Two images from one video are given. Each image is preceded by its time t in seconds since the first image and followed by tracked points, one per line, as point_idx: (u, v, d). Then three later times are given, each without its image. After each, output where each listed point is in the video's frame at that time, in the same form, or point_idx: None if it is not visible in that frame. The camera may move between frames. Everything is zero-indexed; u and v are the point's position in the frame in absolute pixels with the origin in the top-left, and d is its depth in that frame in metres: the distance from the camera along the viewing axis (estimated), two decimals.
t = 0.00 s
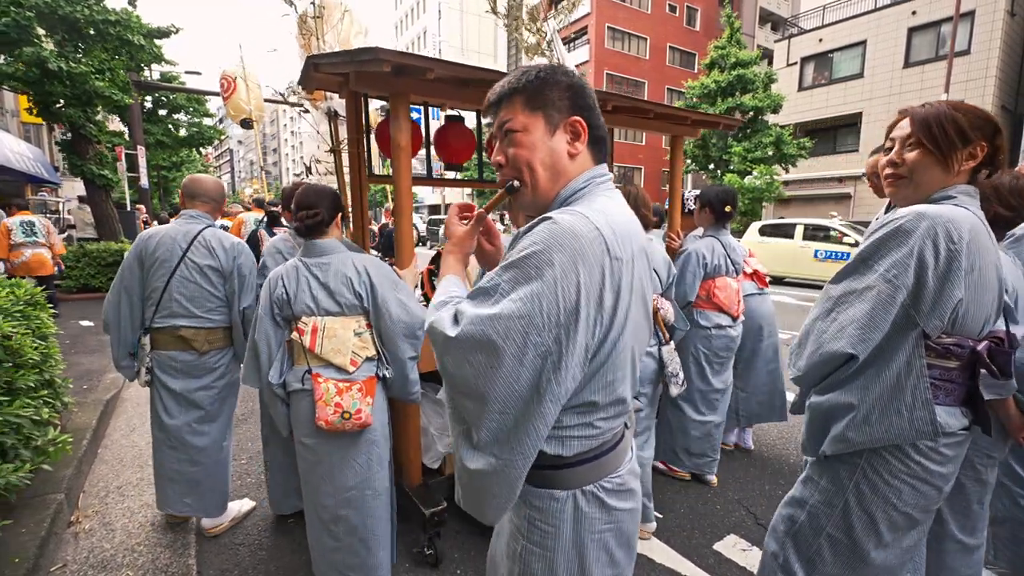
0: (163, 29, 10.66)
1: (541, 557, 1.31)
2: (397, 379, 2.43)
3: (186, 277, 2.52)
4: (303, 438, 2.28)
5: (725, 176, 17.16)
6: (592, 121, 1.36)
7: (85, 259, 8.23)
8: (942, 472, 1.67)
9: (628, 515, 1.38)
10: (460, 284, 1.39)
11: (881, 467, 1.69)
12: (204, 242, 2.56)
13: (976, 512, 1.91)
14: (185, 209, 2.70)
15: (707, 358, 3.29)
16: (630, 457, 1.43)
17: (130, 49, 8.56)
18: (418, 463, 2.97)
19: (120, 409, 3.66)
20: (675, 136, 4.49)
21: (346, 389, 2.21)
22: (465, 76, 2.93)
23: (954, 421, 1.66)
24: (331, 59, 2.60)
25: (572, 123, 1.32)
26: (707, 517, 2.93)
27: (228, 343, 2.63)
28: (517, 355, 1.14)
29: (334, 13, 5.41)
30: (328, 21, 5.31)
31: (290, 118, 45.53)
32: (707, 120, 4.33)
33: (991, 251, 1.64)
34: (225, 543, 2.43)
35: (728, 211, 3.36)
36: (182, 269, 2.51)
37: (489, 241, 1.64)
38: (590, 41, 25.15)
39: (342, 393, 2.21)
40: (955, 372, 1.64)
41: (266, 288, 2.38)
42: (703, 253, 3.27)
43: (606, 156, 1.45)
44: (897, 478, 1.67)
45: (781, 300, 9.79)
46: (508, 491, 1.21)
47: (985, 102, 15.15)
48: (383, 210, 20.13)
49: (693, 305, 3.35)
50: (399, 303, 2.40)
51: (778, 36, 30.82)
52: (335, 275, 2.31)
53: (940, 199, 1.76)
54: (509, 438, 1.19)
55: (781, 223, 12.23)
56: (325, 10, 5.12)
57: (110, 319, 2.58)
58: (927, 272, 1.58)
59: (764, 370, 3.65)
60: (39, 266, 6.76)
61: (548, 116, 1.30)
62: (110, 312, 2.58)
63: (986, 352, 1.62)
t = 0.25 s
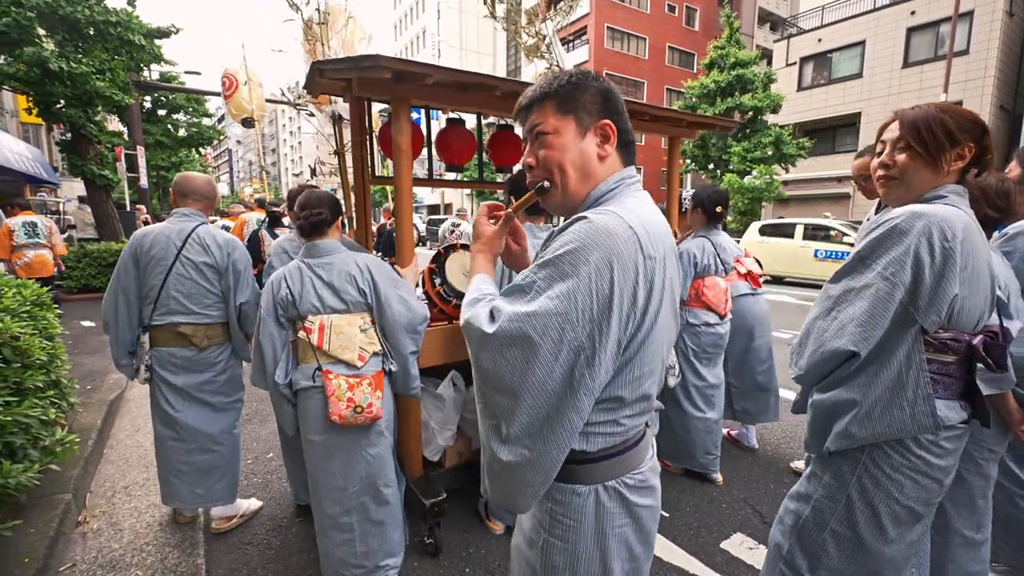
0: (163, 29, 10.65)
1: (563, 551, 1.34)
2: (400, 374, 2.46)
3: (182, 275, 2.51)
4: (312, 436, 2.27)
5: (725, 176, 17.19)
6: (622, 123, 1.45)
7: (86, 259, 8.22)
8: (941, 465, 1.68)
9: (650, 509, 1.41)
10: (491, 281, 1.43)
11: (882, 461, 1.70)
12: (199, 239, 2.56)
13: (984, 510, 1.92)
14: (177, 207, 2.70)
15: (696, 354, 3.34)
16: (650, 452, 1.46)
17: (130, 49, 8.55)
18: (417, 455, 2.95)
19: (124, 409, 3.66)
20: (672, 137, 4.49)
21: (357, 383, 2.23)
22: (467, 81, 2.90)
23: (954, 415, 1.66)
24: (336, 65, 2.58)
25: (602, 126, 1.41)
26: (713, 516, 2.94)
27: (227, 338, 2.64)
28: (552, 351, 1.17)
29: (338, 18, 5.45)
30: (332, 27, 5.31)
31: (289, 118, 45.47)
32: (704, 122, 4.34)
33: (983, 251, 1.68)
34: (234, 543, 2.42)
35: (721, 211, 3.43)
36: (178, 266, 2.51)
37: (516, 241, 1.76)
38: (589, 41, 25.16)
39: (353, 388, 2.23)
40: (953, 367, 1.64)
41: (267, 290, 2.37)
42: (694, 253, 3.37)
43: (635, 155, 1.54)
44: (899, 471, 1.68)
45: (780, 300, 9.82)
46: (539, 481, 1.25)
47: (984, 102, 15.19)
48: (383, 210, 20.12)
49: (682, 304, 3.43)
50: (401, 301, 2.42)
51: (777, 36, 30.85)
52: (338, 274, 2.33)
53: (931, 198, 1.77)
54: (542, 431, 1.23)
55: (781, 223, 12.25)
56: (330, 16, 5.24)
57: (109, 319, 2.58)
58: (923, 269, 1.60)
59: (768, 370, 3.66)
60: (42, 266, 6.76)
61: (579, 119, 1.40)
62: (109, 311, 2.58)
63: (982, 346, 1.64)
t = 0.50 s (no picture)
0: (162, 29, 10.63)
1: (575, 539, 1.35)
2: (404, 366, 2.57)
3: (181, 273, 2.56)
4: (327, 429, 2.27)
5: (724, 176, 17.21)
6: (626, 128, 1.46)
7: (86, 259, 8.20)
8: (908, 457, 1.69)
9: (657, 496, 1.43)
10: (503, 278, 1.45)
11: (849, 452, 1.75)
12: (195, 237, 2.60)
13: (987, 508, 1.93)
14: (172, 208, 2.73)
15: (684, 353, 3.36)
16: (656, 439, 1.48)
17: (129, 48, 8.53)
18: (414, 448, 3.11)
19: (126, 409, 3.65)
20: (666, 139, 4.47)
21: (376, 373, 2.30)
22: (464, 85, 2.95)
23: (915, 409, 1.67)
24: (338, 72, 2.61)
25: (606, 132, 1.42)
26: (717, 515, 2.94)
27: (227, 335, 2.69)
28: (561, 339, 1.19)
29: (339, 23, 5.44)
30: (333, 32, 5.27)
31: (287, 117, 45.39)
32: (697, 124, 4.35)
33: (948, 252, 1.69)
34: (237, 543, 2.41)
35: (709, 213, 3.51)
36: (177, 264, 2.55)
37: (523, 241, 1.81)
38: (589, 41, 25.16)
39: (372, 377, 2.29)
40: (914, 363, 1.67)
41: (268, 290, 2.35)
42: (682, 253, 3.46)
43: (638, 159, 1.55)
44: (863, 461, 1.72)
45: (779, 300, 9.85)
46: (550, 467, 1.26)
47: (982, 102, 15.22)
48: (382, 210, 20.11)
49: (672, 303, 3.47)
50: (403, 297, 2.52)
51: (775, 36, 30.88)
52: (345, 270, 2.40)
53: (897, 203, 1.80)
54: (551, 419, 1.24)
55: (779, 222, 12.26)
56: (331, 20, 5.26)
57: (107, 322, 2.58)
58: (881, 272, 1.64)
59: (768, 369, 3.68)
60: (41, 266, 6.74)
61: (584, 123, 1.40)
62: (106, 315, 2.59)
63: (942, 345, 1.63)
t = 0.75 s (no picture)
0: (161, 28, 10.60)
1: (571, 518, 1.47)
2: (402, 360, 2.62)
3: (194, 270, 2.64)
4: (330, 420, 2.31)
5: (723, 176, 17.22)
6: (622, 132, 1.53)
7: (84, 259, 8.18)
8: (853, 436, 1.78)
9: (648, 474, 1.54)
10: (506, 269, 1.54)
11: (801, 435, 1.84)
12: (208, 236, 2.69)
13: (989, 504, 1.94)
14: (184, 210, 2.81)
15: (680, 350, 3.50)
16: (647, 421, 1.59)
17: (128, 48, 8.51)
18: (411, 442, 3.14)
19: (126, 410, 3.64)
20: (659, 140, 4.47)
21: (384, 367, 2.36)
22: (462, 88, 2.96)
23: (858, 392, 1.78)
24: (339, 73, 2.61)
25: (602, 136, 1.49)
26: (719, 514, 2.94)
27: (235, 331, 2.78)
28: (552, 322, 1.29)
29: (339, 26, 5.46)
30: (333, 34, 5.33)
31: (286, 117, 45.30)
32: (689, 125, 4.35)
33: (894, 248, 1.76)
34: (241, 543, 2.40)
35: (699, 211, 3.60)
36: (190, 262, 2.63)
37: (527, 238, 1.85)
38: (587, 41, 25.15)
39: (381, 372, 2.35)
40: (857, 349, 1.77)
41: (277, 283, 2.33)
42: (673, 252, 3.54)
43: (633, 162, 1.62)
44: (814, 441, 1.81)
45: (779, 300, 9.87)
46: (544, 441, 1.36)
47: (980, 102, 15.25)
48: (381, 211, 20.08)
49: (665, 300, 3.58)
50: (403, 296, 2.55)
51: (774, 36, 30.90)
52: (353, 268, 2.41)
53: (851, 199, 1.88)
54: (542, 395, 1.34)
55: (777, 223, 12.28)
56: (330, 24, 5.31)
57: (116, 319, 2.63)
58: (825, 267, 1.72)
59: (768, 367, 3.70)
60: (38, 267, 6.72)
61: (583, 128, 1.47)
62: (116, 312, 2.64)
63: (883, 333, 1.72)
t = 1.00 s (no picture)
0: (160, 27, 10.59)
1: (561, 490, 1.53)
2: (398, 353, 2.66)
3: (216, 266, 2.74)
4: (331, 406, 2.37)
5: (721, 176, 17.26)
6: (621, 135, 1.58)
7: (82, 259, 8.17)
8: (813, 425, 1.80)
9: (633, 451, 1.59)
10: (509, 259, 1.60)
11: (763, 422, 1.86)
12: (232, 235, 2.81)
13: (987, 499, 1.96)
14: (206, 207, 2.87)
15: (676, 348, 3.52)
16: (636, 407, 1.64)
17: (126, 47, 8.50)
18: (410, 435, 3.04)
19: (126, 409, 3.63)
20: (649, 141, 4.49)
21: (381, 359, 2.40)
22: (460, 92, 2.98)
23: (814, 383, 1.79)
24: (340, 77, 2.62)
25: (600, 139, 1.54)
26: (721, 512, 2.95)
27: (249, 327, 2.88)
28: (551, 304, 1.37)
29: (337, 28, 5.48)
30: (331, 36, 5.39)
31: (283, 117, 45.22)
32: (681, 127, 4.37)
33: (853, 247, 1.78)
34: (243, 542, 2.39)
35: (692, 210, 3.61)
36: (213, 258, 2.72)
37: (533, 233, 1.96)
38: (586, 41, 25.16)
39: (377, 363, 2.39)
40: (816, 343, 1.78)
41: (283, 272, 2.38)
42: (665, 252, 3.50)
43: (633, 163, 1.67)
44: (776, 429, 1.83)
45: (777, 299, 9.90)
46: (539, 416, 1.43)
47: (977, 103, 15.31)
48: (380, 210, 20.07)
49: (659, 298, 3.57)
50: (404, 293, 2.57)
51: (772, 37, 30.98)
52: (356, 264, 2.45)
53: (815, 199, 1.91)
54: (537, 376, 1.41)
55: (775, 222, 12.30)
56: (327, 26, 5.37)
57: (137, 308, 2.72)
58: (784, 266, 1.74)
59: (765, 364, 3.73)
60: (37, 267, 6.69)
61: (584, 132, 1.53)
62: (137, 301, 2.72)
63: (840, 329, 1.73)
